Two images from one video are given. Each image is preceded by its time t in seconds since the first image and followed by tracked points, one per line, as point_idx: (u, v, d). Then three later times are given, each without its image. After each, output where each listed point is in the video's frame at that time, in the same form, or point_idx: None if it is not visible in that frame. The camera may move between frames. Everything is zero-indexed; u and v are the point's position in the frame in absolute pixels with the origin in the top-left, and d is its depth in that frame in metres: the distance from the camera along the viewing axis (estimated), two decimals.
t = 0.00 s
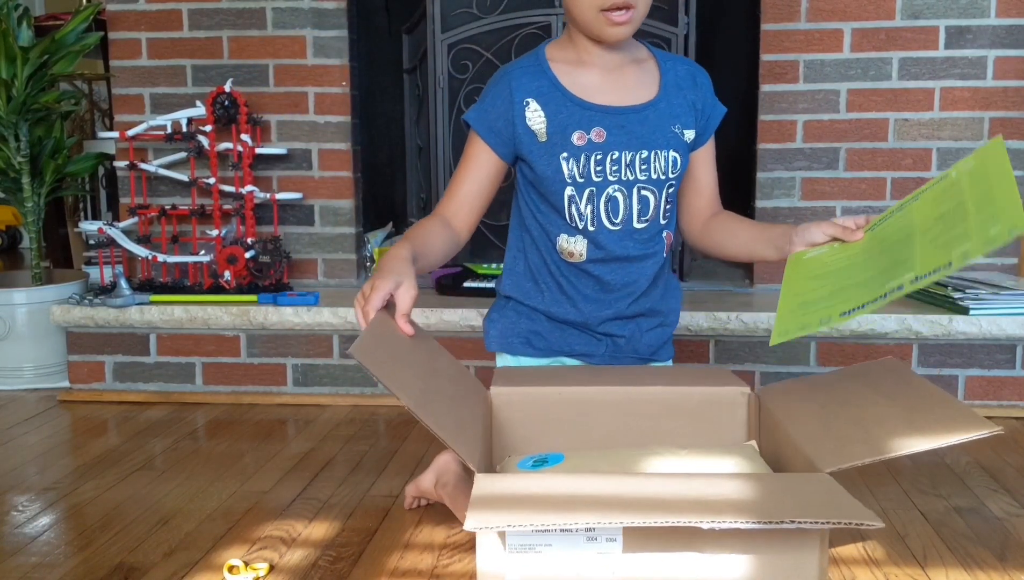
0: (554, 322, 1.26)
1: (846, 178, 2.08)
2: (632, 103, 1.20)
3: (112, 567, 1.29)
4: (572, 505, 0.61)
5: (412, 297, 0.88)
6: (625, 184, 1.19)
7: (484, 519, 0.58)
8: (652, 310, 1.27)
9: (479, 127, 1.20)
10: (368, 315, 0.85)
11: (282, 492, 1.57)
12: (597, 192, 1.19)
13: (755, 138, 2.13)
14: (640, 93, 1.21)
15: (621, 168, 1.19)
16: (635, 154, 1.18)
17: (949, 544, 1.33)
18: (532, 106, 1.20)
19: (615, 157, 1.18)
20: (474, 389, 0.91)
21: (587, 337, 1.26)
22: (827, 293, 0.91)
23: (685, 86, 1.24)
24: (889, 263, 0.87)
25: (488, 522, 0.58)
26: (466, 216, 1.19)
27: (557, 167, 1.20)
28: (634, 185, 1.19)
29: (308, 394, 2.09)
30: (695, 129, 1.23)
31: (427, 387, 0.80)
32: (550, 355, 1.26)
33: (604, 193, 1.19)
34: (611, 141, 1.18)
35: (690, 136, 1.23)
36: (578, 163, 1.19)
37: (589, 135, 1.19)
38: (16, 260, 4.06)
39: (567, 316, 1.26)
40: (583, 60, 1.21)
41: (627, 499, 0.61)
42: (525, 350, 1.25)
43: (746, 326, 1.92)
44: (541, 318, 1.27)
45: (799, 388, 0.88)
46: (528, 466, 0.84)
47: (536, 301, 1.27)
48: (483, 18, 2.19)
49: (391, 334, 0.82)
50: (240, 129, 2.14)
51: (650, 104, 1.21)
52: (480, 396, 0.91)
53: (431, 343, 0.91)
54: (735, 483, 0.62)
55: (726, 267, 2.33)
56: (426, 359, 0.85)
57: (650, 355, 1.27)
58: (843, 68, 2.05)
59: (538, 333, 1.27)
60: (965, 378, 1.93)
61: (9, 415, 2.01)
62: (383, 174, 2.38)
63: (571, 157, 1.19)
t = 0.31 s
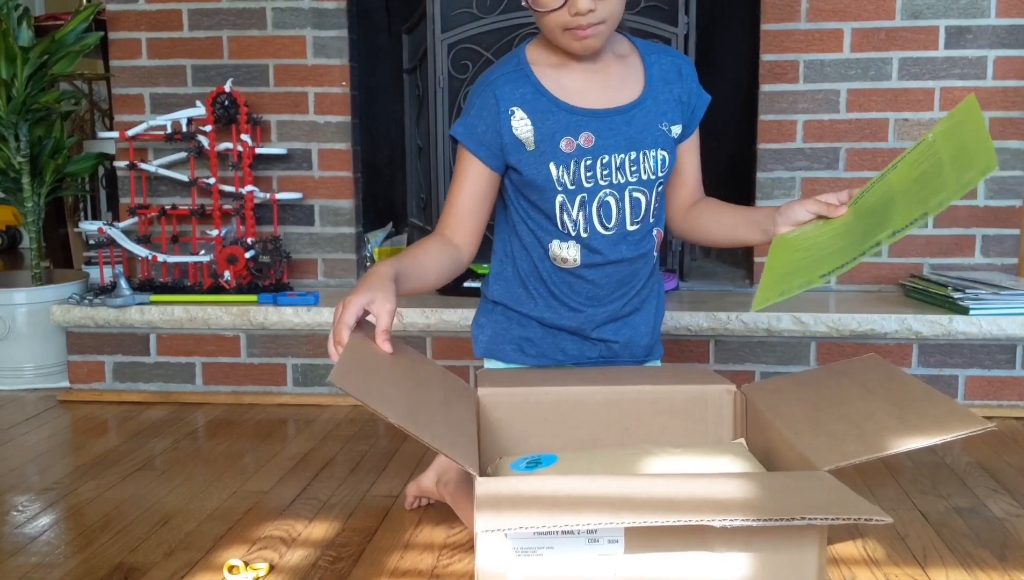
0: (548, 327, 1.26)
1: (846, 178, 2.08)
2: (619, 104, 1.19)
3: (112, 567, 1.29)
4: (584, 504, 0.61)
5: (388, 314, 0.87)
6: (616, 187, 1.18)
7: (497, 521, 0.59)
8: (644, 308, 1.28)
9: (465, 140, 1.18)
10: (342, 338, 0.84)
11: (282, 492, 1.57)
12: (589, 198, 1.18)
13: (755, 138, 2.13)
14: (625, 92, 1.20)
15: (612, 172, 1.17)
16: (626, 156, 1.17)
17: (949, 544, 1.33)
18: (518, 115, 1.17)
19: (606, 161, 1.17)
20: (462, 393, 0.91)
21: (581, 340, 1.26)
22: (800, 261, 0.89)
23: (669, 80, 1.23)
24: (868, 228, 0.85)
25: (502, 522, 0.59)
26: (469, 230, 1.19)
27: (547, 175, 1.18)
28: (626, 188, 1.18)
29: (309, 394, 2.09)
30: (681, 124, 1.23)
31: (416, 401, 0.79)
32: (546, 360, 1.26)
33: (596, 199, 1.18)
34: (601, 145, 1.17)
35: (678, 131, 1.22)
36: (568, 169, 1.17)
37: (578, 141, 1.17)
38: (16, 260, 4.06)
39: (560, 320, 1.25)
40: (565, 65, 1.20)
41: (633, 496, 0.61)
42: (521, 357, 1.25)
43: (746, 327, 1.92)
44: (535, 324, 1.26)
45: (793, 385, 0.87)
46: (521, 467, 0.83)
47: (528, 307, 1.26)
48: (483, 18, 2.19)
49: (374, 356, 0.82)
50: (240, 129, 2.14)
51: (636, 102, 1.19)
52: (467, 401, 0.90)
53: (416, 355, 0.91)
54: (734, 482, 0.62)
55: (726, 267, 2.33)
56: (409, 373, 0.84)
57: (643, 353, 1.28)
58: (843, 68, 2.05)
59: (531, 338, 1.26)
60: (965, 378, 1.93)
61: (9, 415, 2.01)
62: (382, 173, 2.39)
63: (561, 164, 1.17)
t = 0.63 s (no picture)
0: (529, 332, 1.25)
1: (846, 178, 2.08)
2: (605, 112, 1.17)
3: (112, 567, 1.29)
4: (600, 507, 0.60)
5: (373, 318, 0.85)
6: (597, 199, 1.17)
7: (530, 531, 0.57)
8: (629, 315, 1.25)
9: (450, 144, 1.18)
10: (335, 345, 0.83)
11: (281, 492, 1.57)
12: (569, 209, 1.17)
13: (755, 138, 2.13)
14: (615, 97, 1.18)
15: (593, 182, 1.16)
16: (608, 167, 1.16)
17: (949, 544, 1.33)
18: (502, 123, 1.17)
19: (587, 173, 1.16)
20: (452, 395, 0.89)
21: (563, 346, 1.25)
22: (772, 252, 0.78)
23: (665, 80, 1.19)
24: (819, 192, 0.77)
25: (537, 531, 0.57)
26: (440, 232, 1.15)
27: (528, 186, 1.18)
28: (607, 199, 1.17)
29: (309, 395, 2.09)
30: (677, 128, 1.18)
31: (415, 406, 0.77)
32: (527, 364, 1.25)
33: (576, 209, 1.18)
34: (583, 156, 1.16)
35: (673, 137, 1.18)
36: (548, 180, 1.17)
37: (559, 152, 1.16)
38: (16, 260, 4.06)
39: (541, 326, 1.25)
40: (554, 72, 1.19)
41: (650, 499, 0.60)
42: (501, 362, 1.25)
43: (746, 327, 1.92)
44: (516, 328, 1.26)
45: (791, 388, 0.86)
46: (519, 473, 0.81)
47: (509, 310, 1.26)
48: (483, 18, 2.19)
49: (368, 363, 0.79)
50: (240, 129, 2.14)
51: (624, 108, 1.17)
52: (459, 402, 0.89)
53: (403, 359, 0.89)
54: (737, 483, 0.62)
55: (725, 267, 2.32)
56: (396, 373, 0.81)
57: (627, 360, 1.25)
58: (843, 68, 2.04)
59: (512, 342, 1.26)
60: (965, 378, 1.93)
61: (9, 415, 2.01)
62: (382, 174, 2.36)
63: (542, 175, 1.17)
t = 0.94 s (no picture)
0: (536, 330, 1.20)
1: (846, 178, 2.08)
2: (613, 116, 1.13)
3: (112, 567, 1.29)
4: (631, 508, 0.52)
5: (352, 340, 0.77)
6: (604, 203, 1.13)
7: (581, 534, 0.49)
8: (642, 316, 1.18)
9: (459, 140, 1.11)
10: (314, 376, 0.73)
11: (282, 492, 1.57)
12: (576, 213, 1.13)
13: (755, 138, 2.13)
14: (624, 102, 1.14)
15: (601, 186, 1.13)
16: (616, 172, 1.13)
17: (949, 545, 1.33)
18: (513, 126, 1.13)
19: (594, 178, 1.12)
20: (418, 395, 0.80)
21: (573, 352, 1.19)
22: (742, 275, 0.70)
23: (675, 83, 1.15)
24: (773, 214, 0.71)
25: (588, 534, 0.49)
26: (434, 225, 1.05)
27: (535, 191, 1.13)
28: (615, 203, 1.13)
29: (309, 395, 2.09)
30: (687, 131, 1.14)
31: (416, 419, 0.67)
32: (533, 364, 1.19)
33: (584, 213, 1.13)
34: (592, 162, 1.12)
35: (684, 141, 1.14)
36: (556, 185, 1.13)
37: (568, 157, 1.12)
38: (16, 260, 4.06)
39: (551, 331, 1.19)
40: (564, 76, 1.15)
41: (662, 500, 0.54)
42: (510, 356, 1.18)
43: (746, 327, 1.92)
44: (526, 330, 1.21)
45: (773, 369, 0.80)
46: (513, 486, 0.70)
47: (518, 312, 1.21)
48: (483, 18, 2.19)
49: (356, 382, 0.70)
50: (240, 129, 2.14)
51: (632, 115, 1.13)
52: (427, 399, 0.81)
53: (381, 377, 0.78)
54: (734, 485, 0.57)
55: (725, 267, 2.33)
56: (386, 392, 0.71)
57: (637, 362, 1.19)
58: (843, 68, 2.04)
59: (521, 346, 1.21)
60: (965, 378, 1.93)
61: (9, 415, 2.01)
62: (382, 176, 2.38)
63: (550, 180, 1.13)
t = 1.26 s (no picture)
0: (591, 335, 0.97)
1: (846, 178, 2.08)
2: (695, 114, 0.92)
3: (112, 567, 1.29)
4: (646, 509, 0.53)
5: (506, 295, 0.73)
6: (678, 205, 0.91)
7: (607, 534, 0.49)
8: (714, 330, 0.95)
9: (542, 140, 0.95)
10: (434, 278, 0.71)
11: (281, 492, 1.57)
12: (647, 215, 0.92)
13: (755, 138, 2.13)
14: (703, 104, 0.92)
15: (675, 189, 0.91)
16: (691, 177, 0.91)
17: (949, 545, 1.33)
18: (591, 123, 0.94)
19: (668, 180, 0.91)
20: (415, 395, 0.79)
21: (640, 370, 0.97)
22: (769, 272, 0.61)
23: (756, 93, 0.92)
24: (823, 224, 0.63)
25: (607, 534, 0.49)
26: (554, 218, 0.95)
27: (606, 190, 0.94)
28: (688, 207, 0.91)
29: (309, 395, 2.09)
30: (766, 143, 0.92)
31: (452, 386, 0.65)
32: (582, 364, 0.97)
33: (654, 214, 0.92)
34: (666, 164, 0.92)
35: (764, 153, 0.92)
36: (626, 183, 0.92)
37: (641, 156, 0.92)
38: (16, 260, 4.06)
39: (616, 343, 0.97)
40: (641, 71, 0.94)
41: (666, 501, 0.54)
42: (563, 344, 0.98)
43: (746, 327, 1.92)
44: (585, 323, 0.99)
45: (767, 368, 0.79)
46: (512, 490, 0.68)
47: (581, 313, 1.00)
48: (483, 18, 2.18)
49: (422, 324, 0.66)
50: (240, 129, 2.14)
51: (712, 118, 0.91)
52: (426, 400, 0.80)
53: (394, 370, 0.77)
54: (736, 485, 0.57)
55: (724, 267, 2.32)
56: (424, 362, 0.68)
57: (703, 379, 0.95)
58: (843, 68, 2.04)
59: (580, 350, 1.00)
60: (965, 378, 1.93)
61: (9, 415, 2.01)
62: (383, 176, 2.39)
63: (621, 178, 0.93)
